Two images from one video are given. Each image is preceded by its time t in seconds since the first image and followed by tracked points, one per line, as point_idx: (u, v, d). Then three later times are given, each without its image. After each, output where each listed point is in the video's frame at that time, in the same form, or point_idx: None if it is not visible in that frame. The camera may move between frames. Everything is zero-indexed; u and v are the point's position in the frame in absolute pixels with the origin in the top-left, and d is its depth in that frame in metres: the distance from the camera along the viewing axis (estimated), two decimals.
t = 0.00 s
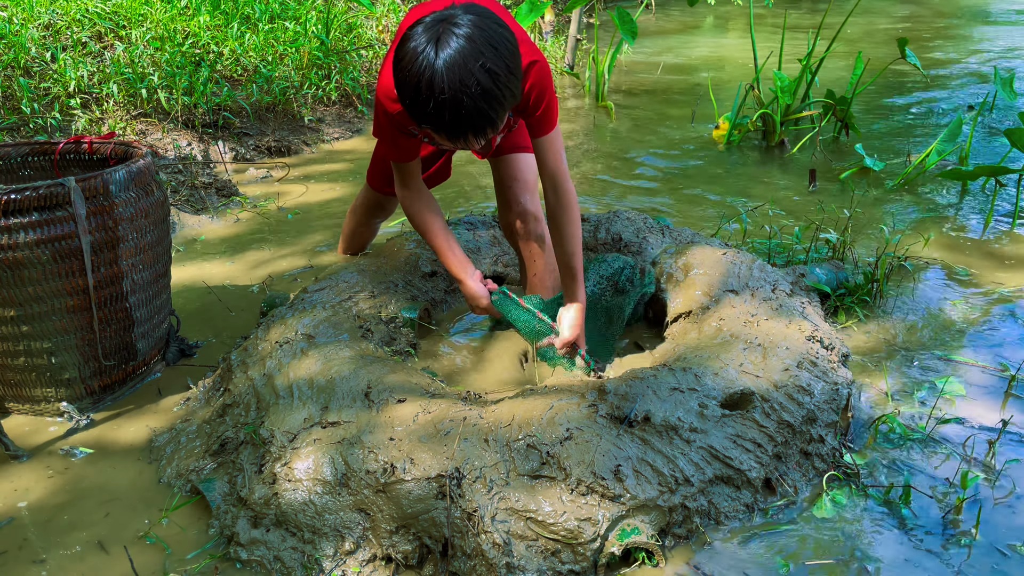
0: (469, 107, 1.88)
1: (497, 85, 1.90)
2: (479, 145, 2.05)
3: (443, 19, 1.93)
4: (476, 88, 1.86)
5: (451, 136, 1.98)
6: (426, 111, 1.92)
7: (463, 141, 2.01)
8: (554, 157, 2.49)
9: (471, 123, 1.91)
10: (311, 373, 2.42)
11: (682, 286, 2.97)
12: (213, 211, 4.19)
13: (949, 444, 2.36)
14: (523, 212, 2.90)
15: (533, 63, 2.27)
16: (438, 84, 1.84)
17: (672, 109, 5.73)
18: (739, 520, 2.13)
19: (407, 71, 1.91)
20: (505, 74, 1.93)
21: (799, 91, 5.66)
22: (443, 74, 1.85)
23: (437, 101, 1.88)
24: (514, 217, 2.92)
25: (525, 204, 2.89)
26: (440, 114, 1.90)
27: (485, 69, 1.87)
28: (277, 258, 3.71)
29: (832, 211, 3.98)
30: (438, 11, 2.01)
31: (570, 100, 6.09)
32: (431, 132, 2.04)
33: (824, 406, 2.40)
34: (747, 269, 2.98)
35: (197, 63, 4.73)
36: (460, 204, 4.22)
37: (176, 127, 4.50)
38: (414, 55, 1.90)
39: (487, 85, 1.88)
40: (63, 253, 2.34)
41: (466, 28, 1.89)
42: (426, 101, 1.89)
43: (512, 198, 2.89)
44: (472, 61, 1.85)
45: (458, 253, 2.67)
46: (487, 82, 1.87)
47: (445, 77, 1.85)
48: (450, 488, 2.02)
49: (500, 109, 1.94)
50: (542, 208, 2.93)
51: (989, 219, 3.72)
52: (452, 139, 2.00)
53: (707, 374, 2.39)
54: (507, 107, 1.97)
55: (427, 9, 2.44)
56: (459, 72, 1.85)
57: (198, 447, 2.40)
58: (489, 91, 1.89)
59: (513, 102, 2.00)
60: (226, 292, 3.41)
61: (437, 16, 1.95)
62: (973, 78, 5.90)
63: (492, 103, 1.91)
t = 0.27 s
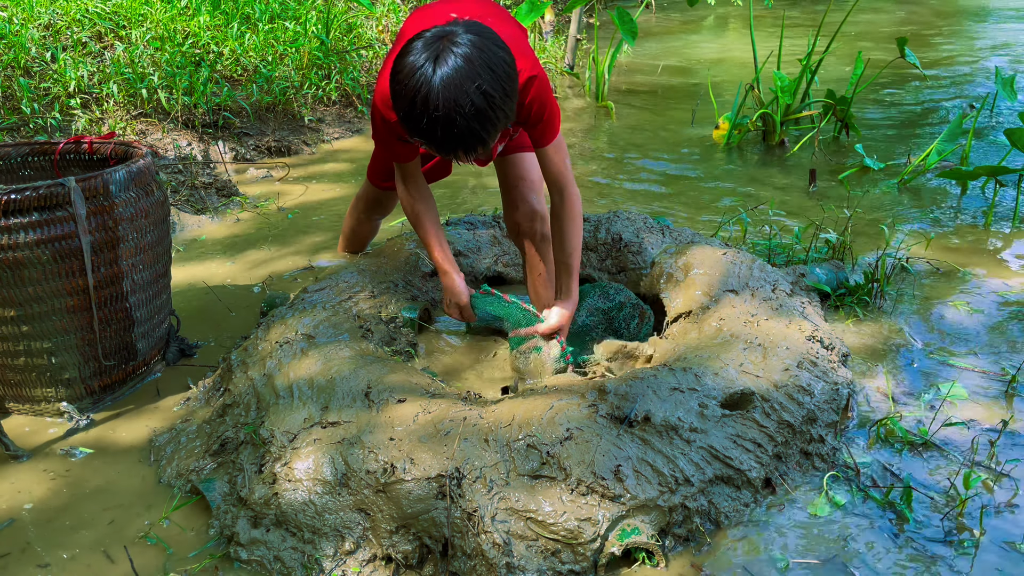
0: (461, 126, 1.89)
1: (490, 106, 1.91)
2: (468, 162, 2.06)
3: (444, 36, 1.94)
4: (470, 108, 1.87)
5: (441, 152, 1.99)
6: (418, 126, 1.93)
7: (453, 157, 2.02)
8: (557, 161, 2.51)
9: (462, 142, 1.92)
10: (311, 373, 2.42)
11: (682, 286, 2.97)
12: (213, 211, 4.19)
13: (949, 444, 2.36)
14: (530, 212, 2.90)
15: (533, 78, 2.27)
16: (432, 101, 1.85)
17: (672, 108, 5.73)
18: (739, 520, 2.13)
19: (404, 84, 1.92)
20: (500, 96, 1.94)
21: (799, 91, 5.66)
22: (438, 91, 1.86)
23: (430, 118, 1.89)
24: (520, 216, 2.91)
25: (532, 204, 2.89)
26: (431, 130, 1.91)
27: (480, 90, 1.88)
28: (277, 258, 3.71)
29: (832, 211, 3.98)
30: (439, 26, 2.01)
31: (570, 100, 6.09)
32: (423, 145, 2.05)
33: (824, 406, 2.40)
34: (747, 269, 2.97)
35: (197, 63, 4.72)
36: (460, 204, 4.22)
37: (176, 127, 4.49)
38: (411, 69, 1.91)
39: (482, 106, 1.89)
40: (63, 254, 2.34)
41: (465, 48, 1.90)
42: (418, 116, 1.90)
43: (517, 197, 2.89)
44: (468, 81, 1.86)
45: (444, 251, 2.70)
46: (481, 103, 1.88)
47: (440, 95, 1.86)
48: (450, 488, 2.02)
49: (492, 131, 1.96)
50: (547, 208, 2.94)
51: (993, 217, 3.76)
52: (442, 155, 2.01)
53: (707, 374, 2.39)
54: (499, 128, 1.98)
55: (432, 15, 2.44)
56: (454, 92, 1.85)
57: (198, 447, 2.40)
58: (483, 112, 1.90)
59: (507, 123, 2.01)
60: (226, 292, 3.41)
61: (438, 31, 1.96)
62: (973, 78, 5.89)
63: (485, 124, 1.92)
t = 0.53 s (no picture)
0: (452, 116, 1.91)
1: (480, 95, 1.94)
2: (462, 154, 2.08)
3: (432, 28, 1.98)
4: (458, 97, 1.90)
5: (433, 145, 2.02)
6: (409, 118, 1.96)
7: (446, 150, 2.04)
8: (557, 155, 2.55)
9: (452, 133, 1.95)
10: (311, 373, 2.42)
11: (682, 286, 2.97)
12: (213, 211, 4.18)
13: (949, 444, 2.36)
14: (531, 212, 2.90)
15: (525, 74, 2.31)
16: (422, 91, 1.89)
17: (672, 108, 5.73)
18: (739, 520, 2.13)
19: (394, 77, 1.96)
20: (489, 85, 1.97)
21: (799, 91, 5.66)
22: (427, 81, 1.89)
23: (420, 109, 1.92)
24: (523, 216, 2.91)
25: (534, 204, 2.90)
26: (422, 122, 1.94)
27: (468, 79, 1.91)
28: (277, 258, 3.71)
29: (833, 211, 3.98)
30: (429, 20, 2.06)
31: (570, 100, 6.09)
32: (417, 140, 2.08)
33: (824, 406, 2.40)
34: (747, 269, 2.97)
35: (197, 63, 4.72)
36: (460, 204, 4.22)
37: (176, 127, 4.49)
38: (402, 62, 1.95)
39: (471, 95, 1.92)
40: (63, 254, 2.34)
41: (452, 39, 1.94)
42: (409, 109, 1.94)
43: (519, 196, 2.90)
44: (456, 71, 1.90)
45: (450, 252, 2.74)
46: (470, 92, 1.91)
47: (429, 86, 1.89)
48: (450, 488, 2.02)
49: (483, 121, 1.98)
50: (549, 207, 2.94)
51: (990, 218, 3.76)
52: (435, 148, 2.04)
53: (707, 373, 2.39)
54: (491, 119, 2.01)
55: (426, 12, 2.47)
56: (442, 81, 1.89)
57: (198, 447, 2.40)
58: (472, 102, 1.92)
59: (498, 114, 2.04)
60: (226, 292, 3.41)
61: (426, 25, 2.00)
62: (974, 78, 5.89)
63: (474, 114, 1.95)
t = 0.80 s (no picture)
0: (445, 118, 1.92)
1: (472, 95, 1.94)
2: (459, 154, 2.09)
3: (422, 31, 1.98)
4: (451, 98, 1.91)
5: (429, 146, 2.03)
6: (403, 121, 1.97)
7: (443, 151, 2.05)
8: (551, 164, 2.56)
9: (446, 133, 1.96)
10: (311, 373, 2.42)
11: (682, 286, 2.97)
12: (213, 211, 4.18)
13: (948, 444, 2.36)
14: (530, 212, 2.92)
15: (522, 78, 2.31)
16: (414, 94, 1.89)
17: (672, 108, 5.73)
18: (739, 520, 2.13)
19: (386, 82, 1.97)
20: (481, 84, 1.97)
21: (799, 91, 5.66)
22: (418, 84, 1.89)
23: (413, 112, 1.93)
24: (521, 216, 2.92)
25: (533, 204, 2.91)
26: (416, 125, 1.95)
27: (460, 80, 1.92)
28: (278, 258, 3.71)
29: (832, 211, 3.98)
30: (418, 23, 2.06)
31: (571, 100, 6.09)
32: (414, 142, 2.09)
33: (824, 406, 2.40)
34: (747, 269, 2.97)
35: (197, 63, 4.72)
36: (460, 204, 4.22)
37: (176, 127, 4.49)
38: (393, 66, 1.96)
39: (463, 95, 1.92)
40: (63, 253, 2.34)
41: (441, 40, 1.94)
42: (403, 113, 1.95)
43: (518, 197, 2.90)
44: (447, 72, 1.90)
45: (447, 249, 2.73)
46: (461, 92, 1.92)
47: (420, 88, 1.89)
48: (450, 488, 2.02)
49: (478, 120, 1.98)
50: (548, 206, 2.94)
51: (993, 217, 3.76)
52: (431, 149, 2.05)
53: (707, 373, 2.39)
54: (485, 117, 2.01)
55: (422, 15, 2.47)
56: (433, 83, 1.89)
57: (198, 447, 2.40)
58: (465, 102, 1.93)
59: (493, 112, 2.04)
60: (226, 292, 3.41)
61: (416, 27, 2.00)
62: (974, 78, 5.89)
63: (468, 113, 1.95)
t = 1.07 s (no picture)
0: (440, 121, 1.92)
1: (467, 99, 1.94)
2: (455, 156, 2.09)
3: (418, 33, 1.98)
4: (446, 102, 1.91)
5: (425, 148, 2.03)
6: (399, 124, 1.97)
7: (438, 153, 2.06)
8: (549, 167, 2.55)
9: (441, 136, 1.96)
10: (311, 373, 2.42)
11: (682, 286, 2.97)
12: (213, 211, 4.18)
13: (948, 444, 2.36)
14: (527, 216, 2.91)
15: (518, 81, 2.31)
16: (409, 97, 1.90)
17: (672, 108, 5.74)
18: (739, 521, 2.13)
19: (383, 84, 1.97)
20: (477, 88, 1.97)
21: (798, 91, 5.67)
22: (414, 87, 1.90)
23: (408, 114, 1.93)
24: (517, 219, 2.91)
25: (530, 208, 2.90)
26: (411, 128, 1.95)
27: (455, 83, 1.92)
28: (278, 258, 3.71)
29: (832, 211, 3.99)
30: (416, 24, 2.06)
31: (570, 100, 6.10)
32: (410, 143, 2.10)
33: (824, 406, 2.40)
34: (747, 269, 2.97)
35: (197, 63, 4.73)
36: (460, 204, 4.22)
37: (176, 127, 4.49)
38: (389, 68, 1.96)
39: (458, 99, 1.92)
40: (63, 253, 2.34)
41: (438, 43, 1.94)
42: (397, 115, 1.95)
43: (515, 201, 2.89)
44: (442, 76, 1.90)
45: (434, 244, 2.72)
46: (456, 96, 1.91)
47: (415, 91, 1.89)
48: (450, 488, 2.02)
49: (473, 124, 1.98)
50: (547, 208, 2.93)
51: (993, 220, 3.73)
52: (427, 151, 2.05)
53: (707, 373, 2.39)
54: (481, 120, 2.01)
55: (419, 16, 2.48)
56: (428, 87, 1.89)
57: (198, 447, 2.40)
58: (460, 106, 1.93)
59: (489, 115, 2.04)
60: (226, 292, 3.41)
61: (413, 29, 2.00)
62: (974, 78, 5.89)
63: (463, 117, 1.95)
